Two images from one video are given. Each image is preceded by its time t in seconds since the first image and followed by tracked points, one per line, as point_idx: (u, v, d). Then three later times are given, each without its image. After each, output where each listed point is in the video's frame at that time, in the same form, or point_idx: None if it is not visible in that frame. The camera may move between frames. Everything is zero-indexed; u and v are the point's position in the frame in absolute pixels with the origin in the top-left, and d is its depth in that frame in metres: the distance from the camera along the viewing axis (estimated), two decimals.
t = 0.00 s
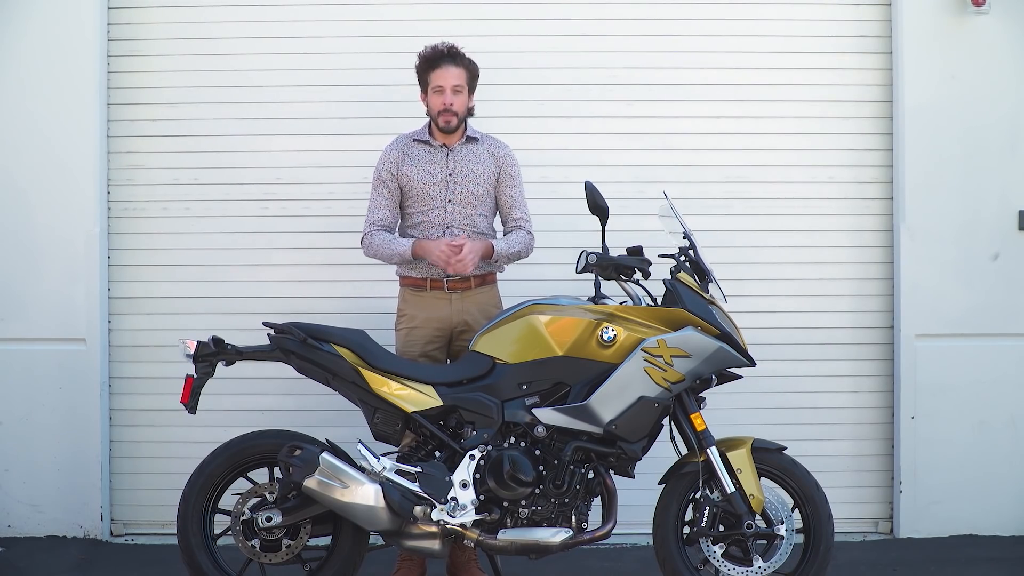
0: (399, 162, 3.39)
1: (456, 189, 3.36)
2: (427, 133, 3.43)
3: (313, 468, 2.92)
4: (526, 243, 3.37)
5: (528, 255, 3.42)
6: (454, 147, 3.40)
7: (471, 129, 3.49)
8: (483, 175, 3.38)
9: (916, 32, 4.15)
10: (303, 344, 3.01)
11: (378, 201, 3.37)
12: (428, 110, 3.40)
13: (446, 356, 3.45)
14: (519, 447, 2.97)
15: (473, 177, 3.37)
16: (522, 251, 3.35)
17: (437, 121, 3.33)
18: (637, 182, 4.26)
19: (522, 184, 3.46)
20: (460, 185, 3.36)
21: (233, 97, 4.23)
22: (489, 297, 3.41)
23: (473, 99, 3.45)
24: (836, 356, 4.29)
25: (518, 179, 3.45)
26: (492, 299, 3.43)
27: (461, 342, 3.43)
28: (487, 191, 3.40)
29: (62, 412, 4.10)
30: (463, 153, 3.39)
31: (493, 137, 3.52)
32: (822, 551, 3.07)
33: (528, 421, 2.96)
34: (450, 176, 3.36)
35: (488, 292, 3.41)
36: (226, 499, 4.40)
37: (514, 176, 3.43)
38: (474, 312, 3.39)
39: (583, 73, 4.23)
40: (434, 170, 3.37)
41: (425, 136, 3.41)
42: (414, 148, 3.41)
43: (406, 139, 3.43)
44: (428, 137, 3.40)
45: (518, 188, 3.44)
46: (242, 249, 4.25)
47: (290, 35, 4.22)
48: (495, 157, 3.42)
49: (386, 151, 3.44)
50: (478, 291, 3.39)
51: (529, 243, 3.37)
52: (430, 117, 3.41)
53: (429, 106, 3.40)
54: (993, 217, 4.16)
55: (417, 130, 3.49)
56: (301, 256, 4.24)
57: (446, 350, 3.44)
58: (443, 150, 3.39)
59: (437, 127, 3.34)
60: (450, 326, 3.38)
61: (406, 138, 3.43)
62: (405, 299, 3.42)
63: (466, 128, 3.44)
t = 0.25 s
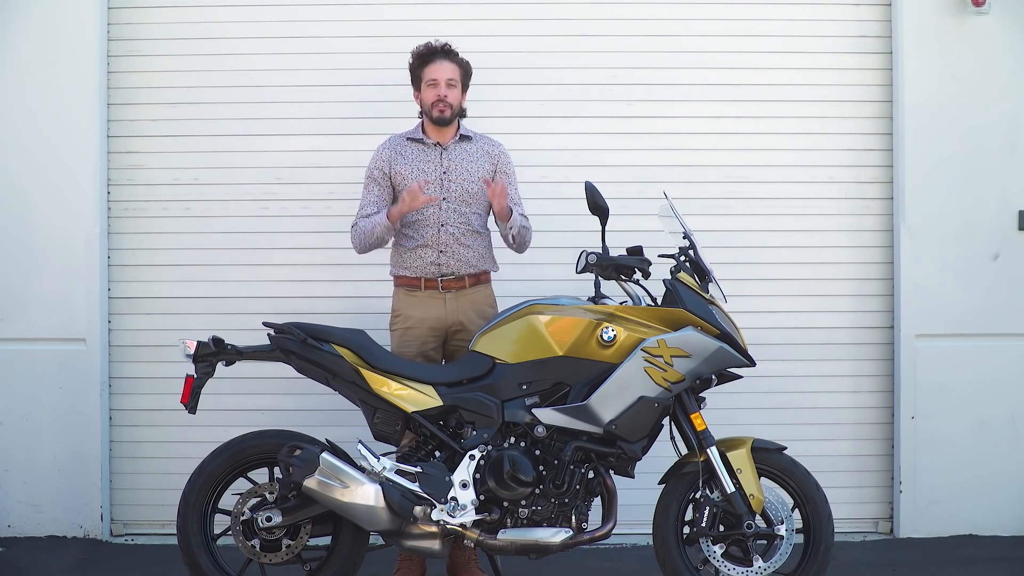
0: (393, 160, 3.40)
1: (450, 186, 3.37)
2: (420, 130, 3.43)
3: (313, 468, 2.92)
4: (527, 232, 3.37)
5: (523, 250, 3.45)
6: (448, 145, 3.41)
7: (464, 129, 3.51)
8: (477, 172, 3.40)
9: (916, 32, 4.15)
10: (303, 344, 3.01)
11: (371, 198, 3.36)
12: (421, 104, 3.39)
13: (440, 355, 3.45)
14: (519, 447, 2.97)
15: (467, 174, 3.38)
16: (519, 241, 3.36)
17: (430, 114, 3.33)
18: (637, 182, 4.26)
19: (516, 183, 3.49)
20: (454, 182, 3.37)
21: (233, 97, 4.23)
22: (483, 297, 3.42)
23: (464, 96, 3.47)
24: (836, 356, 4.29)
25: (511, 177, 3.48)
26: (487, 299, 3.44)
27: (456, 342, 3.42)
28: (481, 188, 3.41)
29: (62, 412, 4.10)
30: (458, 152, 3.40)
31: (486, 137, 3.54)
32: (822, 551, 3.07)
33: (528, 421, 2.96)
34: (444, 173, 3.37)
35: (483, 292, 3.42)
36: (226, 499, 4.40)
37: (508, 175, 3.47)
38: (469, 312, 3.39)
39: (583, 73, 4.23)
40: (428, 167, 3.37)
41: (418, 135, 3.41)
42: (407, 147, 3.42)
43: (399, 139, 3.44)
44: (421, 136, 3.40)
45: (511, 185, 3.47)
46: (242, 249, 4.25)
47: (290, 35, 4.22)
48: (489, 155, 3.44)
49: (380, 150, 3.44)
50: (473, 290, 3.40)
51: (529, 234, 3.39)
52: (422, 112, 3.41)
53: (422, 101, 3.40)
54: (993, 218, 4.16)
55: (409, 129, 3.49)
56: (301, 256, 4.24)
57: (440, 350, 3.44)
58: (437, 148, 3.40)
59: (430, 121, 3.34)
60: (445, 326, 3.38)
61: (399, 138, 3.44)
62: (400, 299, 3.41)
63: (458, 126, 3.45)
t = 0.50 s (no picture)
0: (385, 159, 3.40)
1: (442, 185, 3.37)
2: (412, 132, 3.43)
3: (313, 468, 2.92)
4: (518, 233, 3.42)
5: (515, 249, 3.48)
6: (440, 145, 3.42)
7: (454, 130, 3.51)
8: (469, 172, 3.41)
9: (916, 32, 4.15)
10: (303, 344, 3.01)
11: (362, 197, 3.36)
12: (413, 107, 3.39)
13: (432, 356, 3.44)
14: (519, 447, 2.97)
15: (459, 173, 3.39)
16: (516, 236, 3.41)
17: (423, 118, 3.33)
18: (637, 182, 4.26)
19: (506, 182, 3.51)
20: (446, 181, 3.37)
21: (233, 97, 4.23)
22: (474, 297, 3.41)
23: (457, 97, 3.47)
24: (836, 356, 4.29)
25: (502, 177, 3.49)
26: (478, 299, 3.43)
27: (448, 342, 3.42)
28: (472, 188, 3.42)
29: (62, 411, 4.10)
30: (449, 151, 3.41)
31: (476, 138, 3.56)
32: (822, 551, 3.07)
33: (528, 421, 2.96)
34: (435, 172, 3.37)
35: (474, 292, 3.42)
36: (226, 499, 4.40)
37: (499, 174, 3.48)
38: (460, 312, 3.38)
39: (583, 73, 4.23)
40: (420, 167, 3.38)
41: (410, 136, 3.42)
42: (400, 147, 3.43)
43: (391, 139, 3.44)
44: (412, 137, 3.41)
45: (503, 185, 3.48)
46: (242, 249, 4.25)
47: (290, 35, 4.22)
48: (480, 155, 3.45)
49: (371, 151, 3.44)
50: (464, 290, 3.39)
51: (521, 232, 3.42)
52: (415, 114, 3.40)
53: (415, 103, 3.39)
54: (993, 218, 4.16)
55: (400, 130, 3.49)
56: (301, 256, 4.24)
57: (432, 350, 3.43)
58: (429, 148, 3.41)
59: (423, 124, 3.35)
60: (436, 325, 3.37)
61: (391, 137, 3.44)
62: (391, 299, 3.40)
63: (450, 127, 3.46)
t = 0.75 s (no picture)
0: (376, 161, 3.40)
1: (431, 188, 3.36)
2: (404, 133, 3.43)
3: (313, 468, 2.92)
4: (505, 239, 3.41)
5: (502, 258, 3.45)
6: (431, 148, 3.41)
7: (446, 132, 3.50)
8: (459, 176, 3.40)
9: (916, 32, 4.15)
10: (303, 344, 3.01)
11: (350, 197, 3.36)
12: (406, 108, 3.39)
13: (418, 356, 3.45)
14: (519, 447, 2.97)
15: (448, 177, 3.38)
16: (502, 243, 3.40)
17: (415, 119, 3.33)
18: (637, 182, 4.26)
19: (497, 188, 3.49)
20: (435, 185, 3.36)
21: (233, 97, 4.23)
22: (460, 298, 3.41)
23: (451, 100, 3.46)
24: (836, 356, 4.29)
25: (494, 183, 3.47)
26: (464, 301, 3.43)
27: (433, 343, 3.42)
28: (462, 192, 3.41)
29: (62, 411, 4.10)
30: (440, 155, 3.40)
31: (469, 141, 3.54)
32: (822, 551, 3.07)
33: (528, 421, 2.96)
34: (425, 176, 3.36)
35: (459, 294, 3.42)
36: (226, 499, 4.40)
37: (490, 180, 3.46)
38: (446, 313, 3.38)
39: (583, 73, 4.23)
40: (410, 170, 3.38)
41: (401, 137, 3.41)
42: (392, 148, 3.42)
43: (384, 139, 3.44)
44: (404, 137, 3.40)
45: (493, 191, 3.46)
46: (242, 249, 4.25)
47: (290, 35, 4.22)
48: (472, 160, 3.44)
49: (363, 151, 3.44)
50: (449, 292, 3.39)
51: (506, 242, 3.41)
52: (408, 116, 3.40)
53: (408, 105, 3.39)
54: (993, 217, 4.16)
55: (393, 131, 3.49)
56: (301, 256, 4.24)
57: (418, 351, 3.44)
58: (420, 150, 3.40)
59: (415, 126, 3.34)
60: (421, 326, 3.37)
61: (384, 138, 3.44)
62: (376, 301, 3.40)
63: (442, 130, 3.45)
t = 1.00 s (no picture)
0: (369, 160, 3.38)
1: (423, 190, 3.36)
2: (399, 134, 3.43)
3: (313, 468, 2.91)
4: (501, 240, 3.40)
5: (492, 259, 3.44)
6: (425, 150, 3.40)
7: (442, 133, 3.49)
8: (451, 179, 3.39)
9: (916, 32, 4.15)
10: (303, 344, 3.01)
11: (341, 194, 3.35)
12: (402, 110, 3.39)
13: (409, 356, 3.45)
14: (519, 447, 2.97)
15: (441, 180, 3.37)
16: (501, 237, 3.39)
17: (410, 124, 3.33)
18: (637, 182, 4.26)
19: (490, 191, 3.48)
20: (427, 187, 3.35)
21: (233, 97, 4.23)
22: (449, 300, 3.42)
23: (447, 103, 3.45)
24: (836, 356, 4.29)
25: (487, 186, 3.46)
26: (453, 302, 3.43)
27: (423, 344, 3.42)
28: (454, 195, 3.40)
29: (62, 411, 4.10)
30: (433, 157, 3.39)
31: (463, 143, 3.52)
32: (822, 551, 3.07)
33: (528, 421, 2.96)
34: (417, 177, 3.35)
35: (449, 295, 3.42)
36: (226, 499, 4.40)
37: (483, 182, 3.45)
38: (435, 315, 3.38)
39: (583, 73, 4.23)
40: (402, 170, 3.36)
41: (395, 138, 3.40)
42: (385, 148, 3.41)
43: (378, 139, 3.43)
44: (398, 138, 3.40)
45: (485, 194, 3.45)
46: (242, 249, 4.24)
47: (290, 35, 4.22)
48: (465, 163, 3.43)
49: (356, 151, 3.43)
50: (439, 294, 3.39)
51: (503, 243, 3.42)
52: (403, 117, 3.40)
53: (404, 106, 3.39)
54: (994, 217, 4.16)
55: (388, 130, 3.48)
56: (301, 256, 4.24)
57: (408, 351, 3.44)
58: (413, 152, 3.39)
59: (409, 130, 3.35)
60: (411, 328, 3.37)
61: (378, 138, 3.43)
62: (366, 302, 3.40)
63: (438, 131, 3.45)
